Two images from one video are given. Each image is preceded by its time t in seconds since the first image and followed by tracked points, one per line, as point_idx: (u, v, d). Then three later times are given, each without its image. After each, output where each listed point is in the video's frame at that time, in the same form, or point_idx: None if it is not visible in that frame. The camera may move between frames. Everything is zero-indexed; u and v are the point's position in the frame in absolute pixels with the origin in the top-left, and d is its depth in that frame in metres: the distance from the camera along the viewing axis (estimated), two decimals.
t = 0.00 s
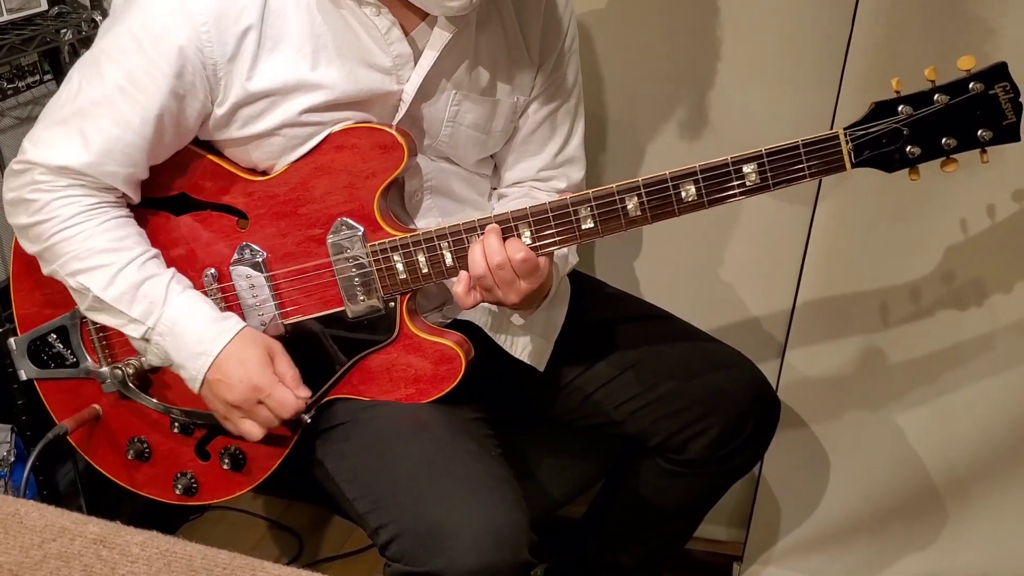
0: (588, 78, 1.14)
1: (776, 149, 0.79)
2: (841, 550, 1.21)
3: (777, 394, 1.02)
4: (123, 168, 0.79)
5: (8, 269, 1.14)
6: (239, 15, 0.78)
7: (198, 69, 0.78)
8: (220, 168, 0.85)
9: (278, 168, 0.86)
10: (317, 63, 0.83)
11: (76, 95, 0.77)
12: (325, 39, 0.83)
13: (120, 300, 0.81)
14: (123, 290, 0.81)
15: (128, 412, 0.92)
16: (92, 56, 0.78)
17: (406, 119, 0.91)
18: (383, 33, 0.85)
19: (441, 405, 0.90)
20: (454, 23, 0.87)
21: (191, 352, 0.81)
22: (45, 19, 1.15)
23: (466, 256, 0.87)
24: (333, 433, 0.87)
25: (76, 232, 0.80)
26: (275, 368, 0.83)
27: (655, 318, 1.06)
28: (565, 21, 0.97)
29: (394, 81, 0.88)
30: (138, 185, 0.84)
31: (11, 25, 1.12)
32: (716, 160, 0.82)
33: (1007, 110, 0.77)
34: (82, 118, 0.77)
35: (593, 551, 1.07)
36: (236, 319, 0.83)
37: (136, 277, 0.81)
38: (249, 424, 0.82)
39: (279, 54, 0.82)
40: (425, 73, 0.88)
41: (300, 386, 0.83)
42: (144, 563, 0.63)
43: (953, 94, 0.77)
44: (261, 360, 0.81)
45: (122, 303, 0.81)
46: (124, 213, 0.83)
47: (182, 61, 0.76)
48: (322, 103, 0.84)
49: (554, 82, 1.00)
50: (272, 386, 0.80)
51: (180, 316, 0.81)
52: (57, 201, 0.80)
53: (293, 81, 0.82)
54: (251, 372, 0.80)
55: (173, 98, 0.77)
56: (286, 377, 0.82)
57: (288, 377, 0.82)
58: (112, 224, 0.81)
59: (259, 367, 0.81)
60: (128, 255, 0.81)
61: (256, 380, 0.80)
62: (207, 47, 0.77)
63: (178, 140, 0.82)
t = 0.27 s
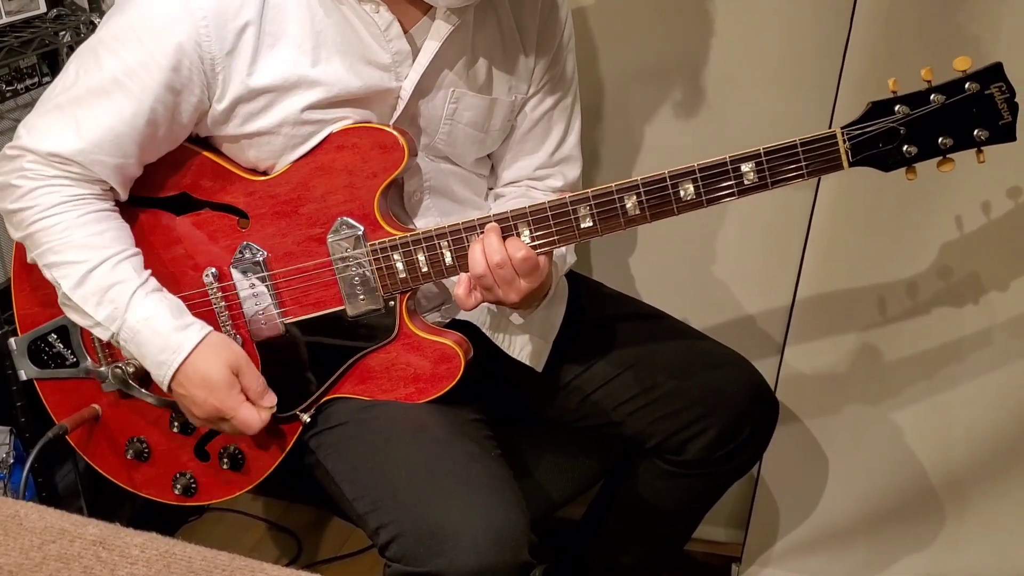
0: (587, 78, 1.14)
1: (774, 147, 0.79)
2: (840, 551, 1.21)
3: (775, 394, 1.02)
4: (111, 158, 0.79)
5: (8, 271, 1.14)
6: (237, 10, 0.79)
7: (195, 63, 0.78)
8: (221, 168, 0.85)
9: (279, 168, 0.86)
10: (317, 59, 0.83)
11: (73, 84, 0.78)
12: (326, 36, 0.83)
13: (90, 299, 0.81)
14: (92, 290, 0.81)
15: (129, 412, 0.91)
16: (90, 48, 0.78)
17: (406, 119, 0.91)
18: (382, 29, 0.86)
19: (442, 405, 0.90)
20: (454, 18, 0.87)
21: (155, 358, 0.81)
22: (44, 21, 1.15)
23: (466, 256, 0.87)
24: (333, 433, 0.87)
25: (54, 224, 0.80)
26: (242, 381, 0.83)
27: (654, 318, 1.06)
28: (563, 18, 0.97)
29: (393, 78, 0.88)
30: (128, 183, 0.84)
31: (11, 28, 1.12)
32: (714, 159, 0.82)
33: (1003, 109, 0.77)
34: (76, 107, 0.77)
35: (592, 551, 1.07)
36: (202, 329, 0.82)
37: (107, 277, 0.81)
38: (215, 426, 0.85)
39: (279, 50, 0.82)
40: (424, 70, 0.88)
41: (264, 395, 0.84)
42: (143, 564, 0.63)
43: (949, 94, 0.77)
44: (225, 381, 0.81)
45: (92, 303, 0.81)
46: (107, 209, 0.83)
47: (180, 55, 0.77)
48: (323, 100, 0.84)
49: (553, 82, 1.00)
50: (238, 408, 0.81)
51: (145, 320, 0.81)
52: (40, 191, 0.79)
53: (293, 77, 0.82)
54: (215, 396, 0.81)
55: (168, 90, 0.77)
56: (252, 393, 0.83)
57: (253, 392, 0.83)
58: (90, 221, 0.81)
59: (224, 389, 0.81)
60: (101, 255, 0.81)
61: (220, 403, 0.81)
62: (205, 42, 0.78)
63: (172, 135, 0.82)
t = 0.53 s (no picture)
0: (585, 78, 1.14)
1: (770, 143, 0.80)
2: (840, 551, 1.21)
3: (774, 395, 1.02)
4: (109, 157, 0.80)
5: (7, 273, 1.14)
6: (235, 12, 0.79)
7: (191, 64, 0.78)
8: (220, 169, 0.86)
9: (277, 168, 0.87)
10: (315, 61, 0.83)
11: (71, 83, 0.79)
12: (323, 37, 0.83)
13: (93, 282, 0.81)
14: (96, 272, 0.81)
15: (128, 414, 0.92)
16: (88, 48, 0.79)
17: (404, 120, 0.91)
18: (380, 31, 0.86)
19: (440, 405, 0.90)
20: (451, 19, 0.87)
21: (161, 337, 0.81)
22: (43, 23, 1.15)
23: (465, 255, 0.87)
24: (332, 434, 0.87)
25: (55, 211, 0.81)
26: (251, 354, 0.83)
27: (652, 318, 1.06)
28: (559, 20, 0.98)
29: (390, 79, 0.88)
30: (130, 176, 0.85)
31: (10, 29, 1.12)
32: (711, 155, 0.82)
33: (996, 104, 0.77)
34: (74, 106, 0.78)
35: (593, 552, 1.07)
36: (208, 305, 0.83)
37: (109, 259, 0.81)
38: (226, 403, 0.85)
39: (276, 51, 0.82)
40: (421, 70, 0.88)
41: (275, 368, 0.84)
42: (143, 565, 0.63)
43: (943, 90, 0.78)
44: (236, 353, 0.81)
45: (95, 285, 0.81)
46: (107, 197, 0.83)
47: (177, 55, 0.77)
48: (320, 100, 0.84)
49: (552, 82, 1.00)
50: (252, 379, 0.82)
51: (149, 299, 0.81)
52: (39, 181, 0.80)
53: (290, 78, 0.82)
54: (229, 369, 0.81)
55: (165, 91, 0.78)
56: (263, 364, 0.83)
57: (264, 363, 0.83)
58: (91, 207, 0.81)
59: (236, 361, 0.81)
60: (103, 237, 0.81)
61: (233, 375, 0.81)
62: (202, 43, 0.78)
63: (170, 136, 0.82)
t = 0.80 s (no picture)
0: (584, 78, 1.15)
1: (769, 141, 0.80)
2: (839, 551, 1.22)
3: (773, 394, 1.03)
4: (108, 158, 0.80)
5: (7, 273, 1.14)
6: (234, 13, 0.79)
7: (191, 65, 0.78)
8: (219, 169, 0.86)
9: (277, 168, 0.87)
10: (314, 61, 0.84)
11: (70, 85, 0.79)
12: (322, 37, 0.83)
13: (95, 283, 0.81)
14: (98, 273, 0.81)
15: (128, 416, 0.92)
16: (88, 50, 0.79)
17: (404, 120, 0.91)
18: (379, 31, 0.86)
19: (440, 405, 0.90)
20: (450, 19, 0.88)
21: (163, 337, 0.81)
22: (43, 23, 1.15)
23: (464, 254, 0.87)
24: (333, 434, 0.87)
25: (56, 213, 0.81)
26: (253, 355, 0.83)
27: (652, 318, 1.06)
28: (558, 21, 0.98)
29: (389, 79, 0.88)
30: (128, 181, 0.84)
31: (10, 29, 1.12)
32: (709, 154, 0.82)
33: (994, 101, 0.78)
34: (73, 109, 0.79)
35: (593, 552, 1.07)
36: (209, 305, 0.83)
37: (110, 260, 0.81)
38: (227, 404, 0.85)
39: (276, 52, 0.82)
40: (420, 70, 0.88)
41: (276, 370, 0.84)
42: (144, 564, 0.63)
43: (941, 87, 0.78)
44: (238, 354, 0.81)
45: (97, 286, 0.81)
46: (108, 199, 0.83)
47: (176, 57, 0.77)
48: (320, 100, 0.84)
49: (551, 82, 1.00)
50: (254, 381, 0.82)
51: (151, 299, 0.81)
52: (40, 183, 0.80)
53: (289, 79, 0.82)
54: (232, 370, 0.81)
55: (164, 92, 0.78)
56: (265, 366, 0.83)
57: (266, 365, 0.83)
58: (92, 208, 0.81)
59: (239, 362, 0.81)
60: (104, 238, 0.81)
61: (235, 377, 0.81)
62: (201, 44, 0.78)
63: (169, 137, 0.82)
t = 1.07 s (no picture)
0: (583, 78, 1.15)
1: (769, 141, 0.80)
2: (839, 551, 1.22)
3: (773, 394, 1.03)
4: (108, 159, 0.80)
5: (7, 273, 1.14)
6: (234, 12, 0.79)
7: (190, 65, 0.78)
8: (219, 169, 0.86)
9: (277, 168, 0.87)
10: (313, 61, 0.84)
11: (70, 86, 0.79)
12: (322, 37, 0.83)
13: (91, 283, 0.81)
14: (93, 273, 0.81)
15: (128, 415, 0.92)
16: (87, 50, 0.79)
17: (404, 120, 0.91)
18: (378, 30, 0.86)
19: (440, 404, 0.90)
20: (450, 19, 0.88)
21: (159, 338, 0.81)
22: (44, 22, 1.15)
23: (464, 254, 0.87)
24: (333, 433, 0.87)
25: (53, 213, 0.81)
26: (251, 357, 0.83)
27: (652, 317, 1.06)
28: (558, 21, 0.98)
29: (388, 78, 0.88)
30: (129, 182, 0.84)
31: (10, 28, 1.12)
32: (709, 153, 0.82)
33: (994, 101, 0.78)
34: (73, 109, 0.79)
35: (592, 552, 1.07)
36: (204, 305, 0.83)
37: (107, 260, 0.81)
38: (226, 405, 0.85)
39: (275, 51, 0.82)
40: (420, 69, 0.88)
41: (274, 371, 0.84)
42: (144, 563, 0.63)
43: (940, 87, 0.78)
44: (235, 355, 0.81)
45: (93, 286, 0.81)
46: (105, 200, 0.83)
47: (176, 56, 0.77)
48: (320, 100, 0.84)
49: (550, 81, 1.00)
50: (251, 383, 0.82)
51: (147, 300, 0.81)
52: (38, 183, 0.80)
53: (289, 78, 0.82)
54: (228, 372, 0.81)
55: (164, 91, 0.78)
56: (262, 367, 0.83)
57: (263, 366, 0.83)
58: (89, 209, 0.81)
59: (234, 364, 0.81)
60: (101, 239, 0.81)
61: (232, 378, 0.81)
62: (201, 44, 0.78)
63: (169, 137, 0.82)
